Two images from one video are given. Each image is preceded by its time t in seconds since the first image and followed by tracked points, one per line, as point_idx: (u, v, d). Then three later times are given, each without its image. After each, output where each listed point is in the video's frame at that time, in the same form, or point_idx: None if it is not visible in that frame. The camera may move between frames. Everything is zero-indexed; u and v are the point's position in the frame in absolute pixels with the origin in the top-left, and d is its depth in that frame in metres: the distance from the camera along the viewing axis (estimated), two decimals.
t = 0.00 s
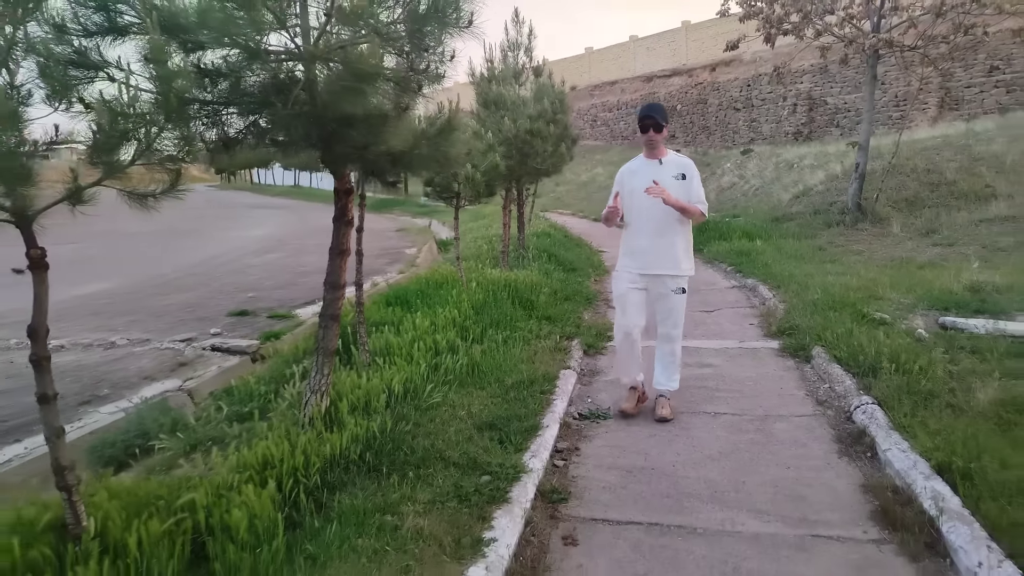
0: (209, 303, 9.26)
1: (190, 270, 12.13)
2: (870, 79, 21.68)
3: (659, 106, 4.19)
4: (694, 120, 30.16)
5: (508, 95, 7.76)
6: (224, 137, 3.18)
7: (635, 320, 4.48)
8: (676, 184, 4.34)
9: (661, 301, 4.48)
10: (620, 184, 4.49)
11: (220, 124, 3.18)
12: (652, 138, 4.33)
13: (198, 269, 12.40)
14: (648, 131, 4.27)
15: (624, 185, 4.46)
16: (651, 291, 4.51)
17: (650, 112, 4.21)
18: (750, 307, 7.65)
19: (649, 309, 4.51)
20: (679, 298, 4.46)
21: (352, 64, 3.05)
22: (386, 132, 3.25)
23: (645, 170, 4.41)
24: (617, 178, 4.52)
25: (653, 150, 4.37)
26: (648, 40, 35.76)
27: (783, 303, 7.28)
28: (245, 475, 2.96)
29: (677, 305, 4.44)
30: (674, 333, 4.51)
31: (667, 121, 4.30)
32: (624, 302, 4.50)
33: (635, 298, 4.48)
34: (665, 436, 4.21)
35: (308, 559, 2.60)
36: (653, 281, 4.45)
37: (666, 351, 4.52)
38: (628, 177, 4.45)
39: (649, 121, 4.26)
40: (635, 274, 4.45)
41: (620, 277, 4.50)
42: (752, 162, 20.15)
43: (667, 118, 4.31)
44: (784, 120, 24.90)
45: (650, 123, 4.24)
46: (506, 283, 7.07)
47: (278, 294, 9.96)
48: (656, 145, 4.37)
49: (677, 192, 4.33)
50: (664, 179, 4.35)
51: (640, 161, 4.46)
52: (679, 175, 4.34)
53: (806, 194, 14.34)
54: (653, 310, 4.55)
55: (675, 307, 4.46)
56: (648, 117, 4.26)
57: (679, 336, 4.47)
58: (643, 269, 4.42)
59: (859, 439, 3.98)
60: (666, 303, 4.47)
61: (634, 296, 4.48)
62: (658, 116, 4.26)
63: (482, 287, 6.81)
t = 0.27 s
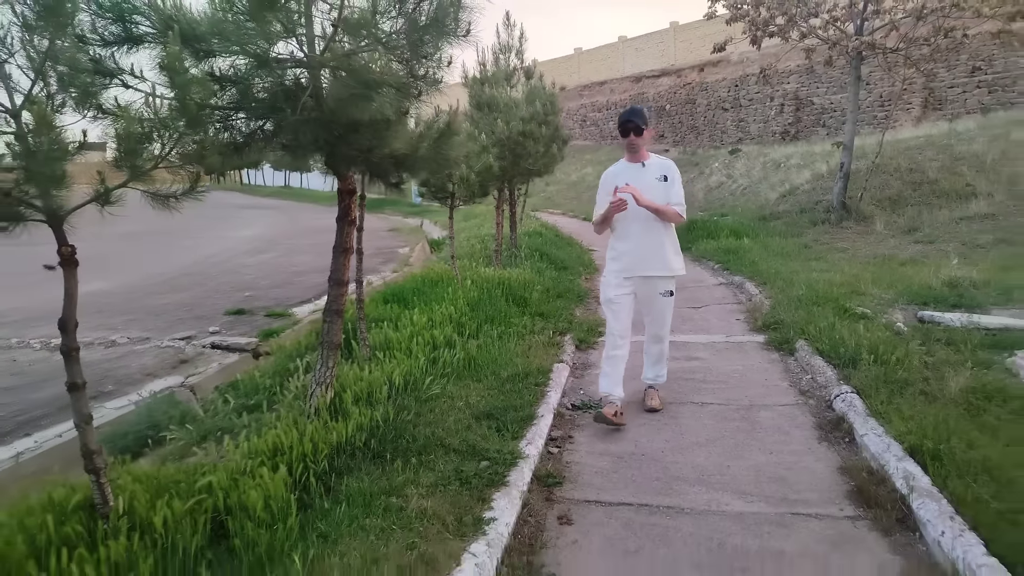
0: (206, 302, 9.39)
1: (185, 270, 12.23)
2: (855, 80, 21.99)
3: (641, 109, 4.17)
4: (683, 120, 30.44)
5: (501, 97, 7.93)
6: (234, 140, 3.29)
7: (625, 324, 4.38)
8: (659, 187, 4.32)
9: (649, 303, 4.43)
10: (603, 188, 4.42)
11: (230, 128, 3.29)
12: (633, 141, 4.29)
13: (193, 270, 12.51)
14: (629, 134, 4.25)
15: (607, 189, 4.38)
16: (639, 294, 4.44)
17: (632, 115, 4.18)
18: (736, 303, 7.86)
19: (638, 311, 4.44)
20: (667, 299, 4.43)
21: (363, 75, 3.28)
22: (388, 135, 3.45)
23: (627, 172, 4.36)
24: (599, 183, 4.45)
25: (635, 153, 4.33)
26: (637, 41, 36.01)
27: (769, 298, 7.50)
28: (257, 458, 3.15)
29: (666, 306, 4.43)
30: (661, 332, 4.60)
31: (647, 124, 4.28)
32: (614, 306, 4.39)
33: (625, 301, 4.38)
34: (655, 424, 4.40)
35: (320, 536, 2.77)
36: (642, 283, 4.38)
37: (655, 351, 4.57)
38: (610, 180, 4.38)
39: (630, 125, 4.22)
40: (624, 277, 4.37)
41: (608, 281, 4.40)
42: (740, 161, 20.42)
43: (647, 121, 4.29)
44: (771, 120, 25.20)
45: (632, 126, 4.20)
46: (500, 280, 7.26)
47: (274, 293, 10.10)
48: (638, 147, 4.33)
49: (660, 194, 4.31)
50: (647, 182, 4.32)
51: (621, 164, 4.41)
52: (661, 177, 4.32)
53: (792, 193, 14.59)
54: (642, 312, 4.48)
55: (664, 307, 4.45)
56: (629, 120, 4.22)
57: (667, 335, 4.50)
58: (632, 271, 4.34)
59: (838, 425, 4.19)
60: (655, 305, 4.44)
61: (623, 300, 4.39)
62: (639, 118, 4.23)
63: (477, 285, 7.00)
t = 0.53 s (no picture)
0: (201, 300, 9.52)
1: (178, 269, 12.34)
2: (839, 82, 22.33)
3: (614, 112, 4.07)
4: (671, 121, 30.74)
5: (490, 98, 8.13)
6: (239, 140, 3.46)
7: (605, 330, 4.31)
8: (633, 189, 4.29)
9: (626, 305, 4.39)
10: (577, 190, 4.29)
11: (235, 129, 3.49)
12: (605, 143, 4.20)
13: (187, 269, 12.62)
14: (602, 136, 4.16)
15: (581, 192, 4.28)
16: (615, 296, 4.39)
17: (604, 118, 4.07)
18: (720, 300, 8.08)
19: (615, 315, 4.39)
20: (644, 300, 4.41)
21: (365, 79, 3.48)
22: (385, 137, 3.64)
23: (601, 175, 4.27)
24: (571, 185, 4.31)
25: (607, 156, 4.24)
26: (626, 43, 36.30)
27: (751, 295, 7.73)
28: (261, 442, 3.31)
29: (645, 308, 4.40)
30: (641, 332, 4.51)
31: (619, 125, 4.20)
32: (591, 312, 4.31)
33: (602, 305, 4.31)
34: (640, 413, 4.60)
35: (323, 513, 2.94)
36: (618, 286, 4.33)
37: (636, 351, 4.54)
38: (584, 183, 4.27)
39: (603, 128, 4.13)
40: (601, 282, 4.30)
41: (584, 286, 4.30)
42: (726, 162, 20.70)
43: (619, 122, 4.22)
44: (758, 121, 25.51)
45: (605, 129, 4.12)
46: (490, 278, 7.46)
47: (268, 292, 10.23)
48: (609, 150, 4.25)
49: (632, 197, 4.28)
50: (621, 184, 4.27)
51: (592, 166, 4.31)
52: (634, 180, 4.29)
53: (777, 194, 14.86)
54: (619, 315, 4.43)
55: (644, 310, 4.41)
56: (601, 124, 4.13)
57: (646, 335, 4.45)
58: (608, 274, 4.28)
59: (813, 413, 4.41)
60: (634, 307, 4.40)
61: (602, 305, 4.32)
62: (612, 120, 4.14)
63: (468, 282, 7.19)
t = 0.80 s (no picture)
0: (199, 300, 9.67)
1: (174, 270, 12.47)
2: (826, 86, 22.68)
3: (602, 115, 4.09)
4: (661, 124, 31.05)
5: (484, 102, 8.33)
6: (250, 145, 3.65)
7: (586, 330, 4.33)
8: (618, 193, 4.27)
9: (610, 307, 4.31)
10: (563, 192, 4.27)
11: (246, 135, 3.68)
12: (592, 145, 4.18)
13: (182, 269, 12.75)
14: (590, 140, 4.16)
15: (567, 194, 4.27)
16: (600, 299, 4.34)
17: (591, 120, 4.09)
18: (708, 299, 8.32)
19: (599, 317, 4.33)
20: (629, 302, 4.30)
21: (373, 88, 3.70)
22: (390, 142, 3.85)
23: (587, 178, 4.26)
24: (557, 186, 4.30)
25: (593, 158, 4.23)
26: (615, 46, 36.62)
27: (738, 294, 7.97)
28: (273, 430, 3.50)
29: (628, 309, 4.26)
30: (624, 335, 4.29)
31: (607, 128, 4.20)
32: (577, 314, 4.33)
33: (585, 307, 4.31)
34: (631, 405, 4.82)
35: (334, 495, 3.12)
36: (602, 288, 4.29)
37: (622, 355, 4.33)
38: (570, 185, 4.26)
39: (589, 129, 4.13)
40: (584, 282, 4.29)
41: (570, 288, 4.33)
42: (715, 165, 21.00)
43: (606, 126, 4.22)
44: (746, 124, 25.85)
45: (592, 131, 4.11)
46: (485, 277, 7.66)
47: (264, 292, 10.39)
48: (596, 152, 4.24)
49: (617, 200, 4.26)
50: (607, 187, 4.25)
51: (579, 168, 4.31)
52: (620, 183, 4.28)
53: (764, 196, 15.15)
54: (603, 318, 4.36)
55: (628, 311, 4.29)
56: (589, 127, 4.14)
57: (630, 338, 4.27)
58: (591, 275, 4.26)
59: (794, 404, 4.64)
60: (619, 309, 4.28)
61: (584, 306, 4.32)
62: (599, 123, 4.13)
63: (464, 281, 7.39)
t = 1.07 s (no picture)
0: (206, 293, 9.85)
1: (180, 265, 12.65)
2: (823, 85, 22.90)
3: (605, 113, 4.01)
4: (659, 123, 31.25)
5: (487, 99, 8.51)
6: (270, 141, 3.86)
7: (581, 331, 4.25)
8: (620, 194, 4.20)
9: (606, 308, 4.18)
10: (565, 191, 4.24)
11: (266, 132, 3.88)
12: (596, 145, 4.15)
13: (188, 265, 12.94)
14: (593, 138, 4.10)
15: (569, 193, 4.23)
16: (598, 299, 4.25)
17: (594, 119, 4.01)
18: (705, 293, 8.52)
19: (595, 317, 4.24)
20: (625, 305, 4.16)
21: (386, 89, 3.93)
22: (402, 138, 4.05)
23: (590, 177, 4.21)
24: (561, 185, 4.28)
25: (597, 157, 4.18)
26: (614, 45, 36.83)
27: (734, 288, 8.17)
28: (292, 410, 3.70)
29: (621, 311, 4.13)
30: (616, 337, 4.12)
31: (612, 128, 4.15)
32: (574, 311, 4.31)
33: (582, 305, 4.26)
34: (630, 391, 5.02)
35: (352, 468, 3.31)
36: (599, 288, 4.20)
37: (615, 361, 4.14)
38: (573, 183, 4.22)
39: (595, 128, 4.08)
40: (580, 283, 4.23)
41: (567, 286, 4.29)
42: (712, 163, 21.21)
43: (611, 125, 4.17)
44: (743, 123, 26.06)
45: (595, 129, 4.04)
46: (488, 270, 7.87)
47: (270, 286, 10.57)
48: (600, 152, 4.19)
49: (619, 201, 4.19)
50: (609, 187, 4.19)
51: (585, 168, 4.27)
52: (623, 184, 4.20)
53: (760, 194, 15.36)
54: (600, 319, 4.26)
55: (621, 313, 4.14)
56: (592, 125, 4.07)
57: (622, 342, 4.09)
58: (588, 274, 4.18)
59: (786, 389, 4.84)
60: (613, 310, 4.15)
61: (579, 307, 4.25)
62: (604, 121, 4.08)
63: (467, 274, 7.60)
